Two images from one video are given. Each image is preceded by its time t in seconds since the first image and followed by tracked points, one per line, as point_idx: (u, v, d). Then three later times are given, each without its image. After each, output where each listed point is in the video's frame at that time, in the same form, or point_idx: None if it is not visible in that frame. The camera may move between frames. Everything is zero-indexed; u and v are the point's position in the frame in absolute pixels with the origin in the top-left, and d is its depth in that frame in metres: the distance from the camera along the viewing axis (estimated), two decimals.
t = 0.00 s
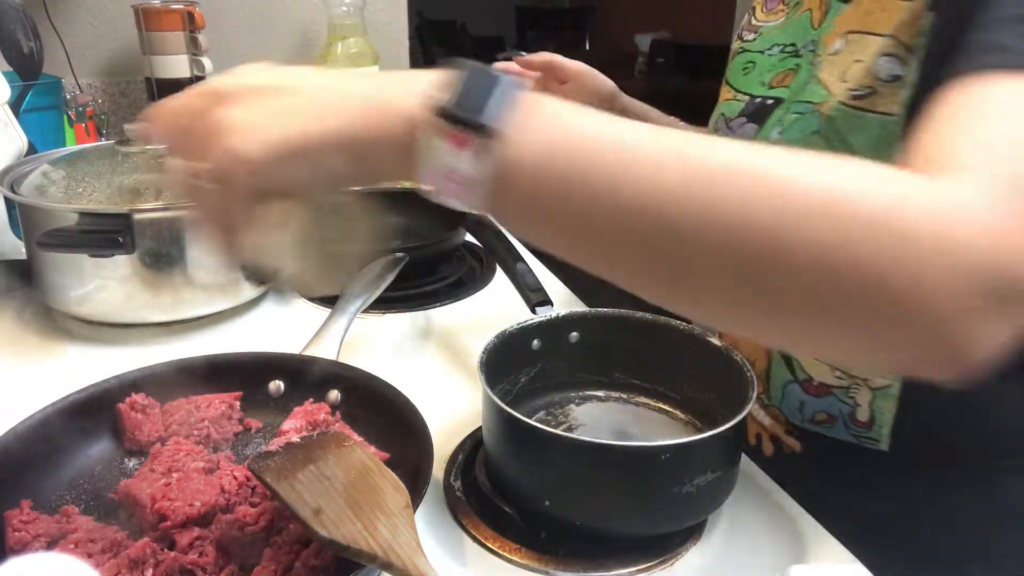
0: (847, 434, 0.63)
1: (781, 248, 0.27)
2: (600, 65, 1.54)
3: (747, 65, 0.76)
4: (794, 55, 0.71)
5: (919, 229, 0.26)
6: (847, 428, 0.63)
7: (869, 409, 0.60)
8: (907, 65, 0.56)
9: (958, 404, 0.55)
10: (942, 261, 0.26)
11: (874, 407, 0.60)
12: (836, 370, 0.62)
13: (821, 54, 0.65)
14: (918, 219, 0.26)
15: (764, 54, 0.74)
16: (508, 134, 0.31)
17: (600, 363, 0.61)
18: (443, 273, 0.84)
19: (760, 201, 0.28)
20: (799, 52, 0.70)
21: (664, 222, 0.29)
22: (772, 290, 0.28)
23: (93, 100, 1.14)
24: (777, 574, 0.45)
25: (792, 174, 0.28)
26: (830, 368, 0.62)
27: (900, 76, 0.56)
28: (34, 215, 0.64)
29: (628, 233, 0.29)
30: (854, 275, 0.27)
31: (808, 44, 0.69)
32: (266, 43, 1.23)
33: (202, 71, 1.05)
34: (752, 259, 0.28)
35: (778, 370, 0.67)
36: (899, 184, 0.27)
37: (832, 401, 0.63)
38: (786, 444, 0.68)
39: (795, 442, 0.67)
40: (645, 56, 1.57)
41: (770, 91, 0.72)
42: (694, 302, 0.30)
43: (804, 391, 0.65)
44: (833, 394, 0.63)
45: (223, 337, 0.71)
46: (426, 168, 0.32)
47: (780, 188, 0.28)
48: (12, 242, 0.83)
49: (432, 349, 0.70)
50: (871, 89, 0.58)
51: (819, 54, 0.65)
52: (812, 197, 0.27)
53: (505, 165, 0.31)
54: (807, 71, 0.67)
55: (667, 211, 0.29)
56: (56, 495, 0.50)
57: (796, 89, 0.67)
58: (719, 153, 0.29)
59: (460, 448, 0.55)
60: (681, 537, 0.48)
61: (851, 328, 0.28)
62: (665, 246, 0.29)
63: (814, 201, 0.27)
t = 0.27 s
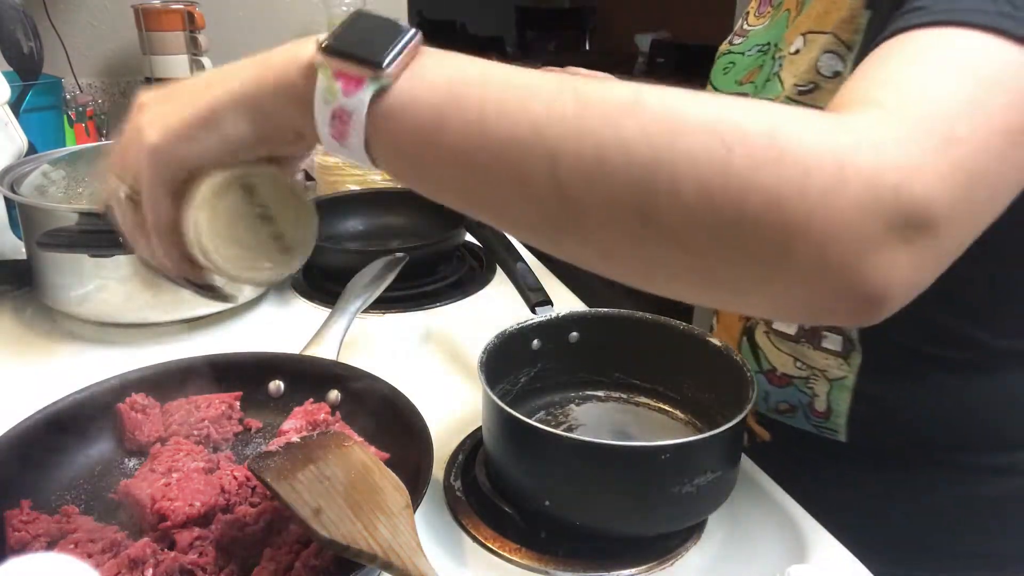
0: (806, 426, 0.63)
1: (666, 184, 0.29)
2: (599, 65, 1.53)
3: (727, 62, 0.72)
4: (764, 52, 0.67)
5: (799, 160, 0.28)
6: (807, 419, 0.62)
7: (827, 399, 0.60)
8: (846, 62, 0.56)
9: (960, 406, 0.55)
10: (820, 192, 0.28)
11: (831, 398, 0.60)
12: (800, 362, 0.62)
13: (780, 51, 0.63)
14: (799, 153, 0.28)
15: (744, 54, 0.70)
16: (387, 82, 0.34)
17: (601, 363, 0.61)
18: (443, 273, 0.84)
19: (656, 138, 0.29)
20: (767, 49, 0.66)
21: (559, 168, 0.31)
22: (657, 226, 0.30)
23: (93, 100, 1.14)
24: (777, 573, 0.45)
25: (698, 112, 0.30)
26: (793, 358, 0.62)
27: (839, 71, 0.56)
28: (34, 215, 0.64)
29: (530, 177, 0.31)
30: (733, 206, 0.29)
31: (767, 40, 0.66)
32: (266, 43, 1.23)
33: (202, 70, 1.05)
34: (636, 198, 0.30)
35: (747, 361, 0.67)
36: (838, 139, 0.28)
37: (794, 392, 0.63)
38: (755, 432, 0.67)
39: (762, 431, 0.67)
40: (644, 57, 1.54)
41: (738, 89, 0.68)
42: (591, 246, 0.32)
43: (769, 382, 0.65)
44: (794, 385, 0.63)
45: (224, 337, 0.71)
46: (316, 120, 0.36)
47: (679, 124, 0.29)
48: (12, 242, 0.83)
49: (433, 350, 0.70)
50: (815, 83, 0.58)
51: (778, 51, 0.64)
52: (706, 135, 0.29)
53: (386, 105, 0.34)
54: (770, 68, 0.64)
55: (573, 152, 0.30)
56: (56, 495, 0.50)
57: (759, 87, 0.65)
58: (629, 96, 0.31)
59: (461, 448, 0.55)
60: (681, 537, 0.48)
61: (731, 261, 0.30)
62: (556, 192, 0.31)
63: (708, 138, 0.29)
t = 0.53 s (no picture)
0: (790, 421, 0.63)
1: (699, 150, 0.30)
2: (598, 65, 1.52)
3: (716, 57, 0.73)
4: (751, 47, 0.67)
5: (833, 130, 0.29)
6: (791, 414, 0.62)
7: (811, 396, 0.60)
8: (833, 51, 0.55)
9: (961, 407, 0.55)
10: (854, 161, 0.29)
11: (814, 394, 0.60)
12: (784, 359, 0.61)
13: (768, 43, 0.63)
14: (833, 122, 0.29)
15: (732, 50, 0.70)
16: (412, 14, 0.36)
17: (601, 363, 0.61)
18: (443, 274, 0.84)
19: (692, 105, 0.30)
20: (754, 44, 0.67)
21: (594, 133, 0.31)
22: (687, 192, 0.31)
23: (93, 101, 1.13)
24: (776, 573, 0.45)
25: (734, 81, 0.31)
26: (776, 355, 0.62)
27: (826, 60, 0.56)
28: (33, 215, 0.64)
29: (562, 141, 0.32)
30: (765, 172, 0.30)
31: (756, 33, 0.67)
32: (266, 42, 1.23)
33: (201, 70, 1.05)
34: (671, 165, 0.31)
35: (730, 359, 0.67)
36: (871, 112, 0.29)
37: (777, 388, 0.63)
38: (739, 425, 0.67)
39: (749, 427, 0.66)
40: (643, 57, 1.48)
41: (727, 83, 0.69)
42: (617, 212, 0.33)
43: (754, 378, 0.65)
44: (780, 380, 0.62)
45: (224, 337, 0.71)
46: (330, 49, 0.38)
47: (716, 92, 0.30)
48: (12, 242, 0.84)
49: (433, 350, 0.70)
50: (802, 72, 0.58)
51: (767, 42, 0.64)
52: (741, 103, 0.30)
53: (414, 55, 0.36)
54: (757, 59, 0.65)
55: (607, 118, 0.31)
56: (56, 495, 0.50)
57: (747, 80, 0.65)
58: (665, 64, 0.31)
59: (460, 448, 0.55)
60: (681, 537, 0.48)
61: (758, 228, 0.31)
62: (588, 157, 0.32)
63: (744, 105, 0.30)
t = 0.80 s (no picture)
0: (794, 424, 0.63)
1: (652, 135, 0.31)
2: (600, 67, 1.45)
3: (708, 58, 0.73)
4: (749, 46, 0.67)
5: (783, 117, 0.30)
6: (796, 417, 0.62)
7: (816, 398, 0.60)
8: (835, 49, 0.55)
9: (962, 407, 0.55)
10: (802, 147, 0.29)
11: (819, 396, 0.60)
12: (787, 362, 0.61)
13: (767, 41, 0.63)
14: (784, 109, 0.30)
15: (729, 50, 0.70)
16: None
17: (601, 363, 0.61)
18: (443, 274, 0.84)
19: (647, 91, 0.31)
20: (752, 42, 0.66)
21: (550, 118, 0.32)
22: (642, 175, 0.32)
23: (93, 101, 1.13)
24: (776, 573, 0.45)
25: (688, 69, 0.31)
26: (779, 358, 0.62)
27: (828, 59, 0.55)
28: (33, 215, 0.64)
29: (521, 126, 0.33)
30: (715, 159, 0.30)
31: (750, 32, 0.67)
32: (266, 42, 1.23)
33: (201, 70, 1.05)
34: (622, 149, 0.31)
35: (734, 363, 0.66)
36: (822, 100, 0.30)
37: (781, 391, 0.63)
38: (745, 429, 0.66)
39: (750, 430, 0.66)
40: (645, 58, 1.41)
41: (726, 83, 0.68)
42: (576, 195, 0.33)
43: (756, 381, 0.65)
44: (783, 383, 0.62)
45: (224, 337, 0.71)
46: (307, 25, 0.38)
47: (668, 79, 0.31)
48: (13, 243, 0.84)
49: (433, 350, 0.70)
50: (803, 71, 0.57)
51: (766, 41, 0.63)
52: (692, 90, 0.30)
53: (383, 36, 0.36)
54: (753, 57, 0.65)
55: (563, 103, 0.32)
56: (56, 495, 0.50)
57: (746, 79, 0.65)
58: (622, 50, 0.32)
59: (460, 448, 0.55)
60: (681, 537, 0.48)
61: (711, 211, 0.31)
62: (544, 141, 0.33)
63: (696, 92, 0.30)
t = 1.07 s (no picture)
0: (791, 426, 0.63)
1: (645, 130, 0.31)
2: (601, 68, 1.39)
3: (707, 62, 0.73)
4: (749, 47, 0.66)
5: (774, 112, 0.30)
6: (793, 419, 0.62)
7: (814, 400, 0.60)
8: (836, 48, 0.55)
9: (962, 407, 0.55)
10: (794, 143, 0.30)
11: (816, 398, 0.60)
12: (784, 363, 0.61)
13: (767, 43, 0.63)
14: (775, 105, 0.30)
15: (729, 51, 0.69)
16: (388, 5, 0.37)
17: (601, 363, 0.61)
18: (443, 274, 0.84)
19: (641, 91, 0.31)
20: (753, 44, 0.66)
21: (545, 119, 0.32)
22: (636, 171, 0.32)
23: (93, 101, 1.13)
24: (775, 573, 0.45)
25: (680, 69, 0.31)
26: (777, 360, 0.62)
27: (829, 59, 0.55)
28: (33, 215, 0.64)
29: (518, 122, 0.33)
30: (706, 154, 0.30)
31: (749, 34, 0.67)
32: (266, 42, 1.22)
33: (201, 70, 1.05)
34: (616, 149, 0.32)
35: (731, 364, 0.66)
36: (816, 95, 0.30)
37: (778, 393, 0.63)
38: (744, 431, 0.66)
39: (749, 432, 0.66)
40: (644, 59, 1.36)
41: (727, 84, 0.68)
42: (571, 191, 0.34)
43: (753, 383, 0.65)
44: (780, 385, 0.62)
45: (224, 337, 0.71)
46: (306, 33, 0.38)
47: (662, 77, 0.31)
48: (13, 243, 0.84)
49: (433, 351, 0.70)
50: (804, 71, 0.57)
51: (766, 43, 0.63)
52: (683, 90, 0.31)
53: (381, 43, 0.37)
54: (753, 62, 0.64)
55: (559, 102, 0.32)
56: (56, 495, 0.50)
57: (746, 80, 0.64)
58: (615, 52, 0.32)
59: (460, 448, 0.55)
60: (681, 537, 0.48)
61: (706, 208, 0.31)
62: (540, 142, 0.33)
63: (688, 89, 0.31)
